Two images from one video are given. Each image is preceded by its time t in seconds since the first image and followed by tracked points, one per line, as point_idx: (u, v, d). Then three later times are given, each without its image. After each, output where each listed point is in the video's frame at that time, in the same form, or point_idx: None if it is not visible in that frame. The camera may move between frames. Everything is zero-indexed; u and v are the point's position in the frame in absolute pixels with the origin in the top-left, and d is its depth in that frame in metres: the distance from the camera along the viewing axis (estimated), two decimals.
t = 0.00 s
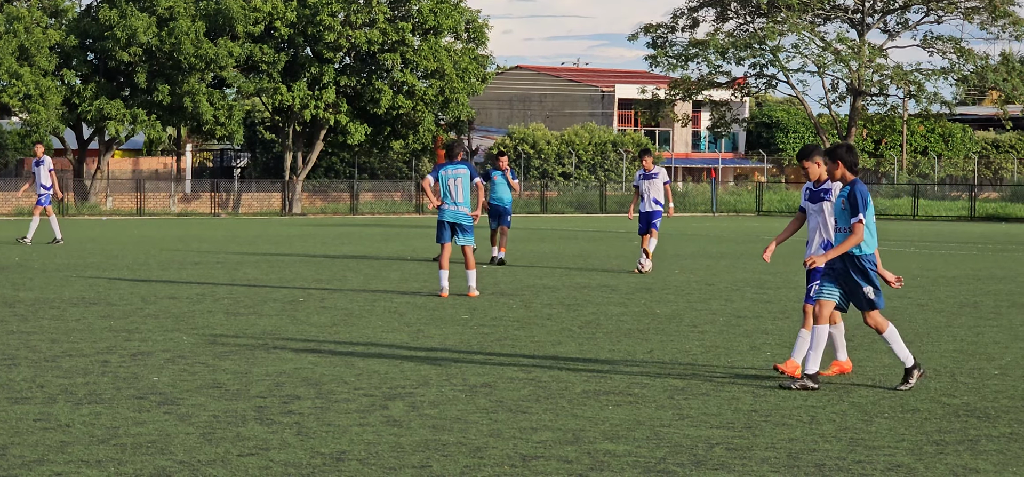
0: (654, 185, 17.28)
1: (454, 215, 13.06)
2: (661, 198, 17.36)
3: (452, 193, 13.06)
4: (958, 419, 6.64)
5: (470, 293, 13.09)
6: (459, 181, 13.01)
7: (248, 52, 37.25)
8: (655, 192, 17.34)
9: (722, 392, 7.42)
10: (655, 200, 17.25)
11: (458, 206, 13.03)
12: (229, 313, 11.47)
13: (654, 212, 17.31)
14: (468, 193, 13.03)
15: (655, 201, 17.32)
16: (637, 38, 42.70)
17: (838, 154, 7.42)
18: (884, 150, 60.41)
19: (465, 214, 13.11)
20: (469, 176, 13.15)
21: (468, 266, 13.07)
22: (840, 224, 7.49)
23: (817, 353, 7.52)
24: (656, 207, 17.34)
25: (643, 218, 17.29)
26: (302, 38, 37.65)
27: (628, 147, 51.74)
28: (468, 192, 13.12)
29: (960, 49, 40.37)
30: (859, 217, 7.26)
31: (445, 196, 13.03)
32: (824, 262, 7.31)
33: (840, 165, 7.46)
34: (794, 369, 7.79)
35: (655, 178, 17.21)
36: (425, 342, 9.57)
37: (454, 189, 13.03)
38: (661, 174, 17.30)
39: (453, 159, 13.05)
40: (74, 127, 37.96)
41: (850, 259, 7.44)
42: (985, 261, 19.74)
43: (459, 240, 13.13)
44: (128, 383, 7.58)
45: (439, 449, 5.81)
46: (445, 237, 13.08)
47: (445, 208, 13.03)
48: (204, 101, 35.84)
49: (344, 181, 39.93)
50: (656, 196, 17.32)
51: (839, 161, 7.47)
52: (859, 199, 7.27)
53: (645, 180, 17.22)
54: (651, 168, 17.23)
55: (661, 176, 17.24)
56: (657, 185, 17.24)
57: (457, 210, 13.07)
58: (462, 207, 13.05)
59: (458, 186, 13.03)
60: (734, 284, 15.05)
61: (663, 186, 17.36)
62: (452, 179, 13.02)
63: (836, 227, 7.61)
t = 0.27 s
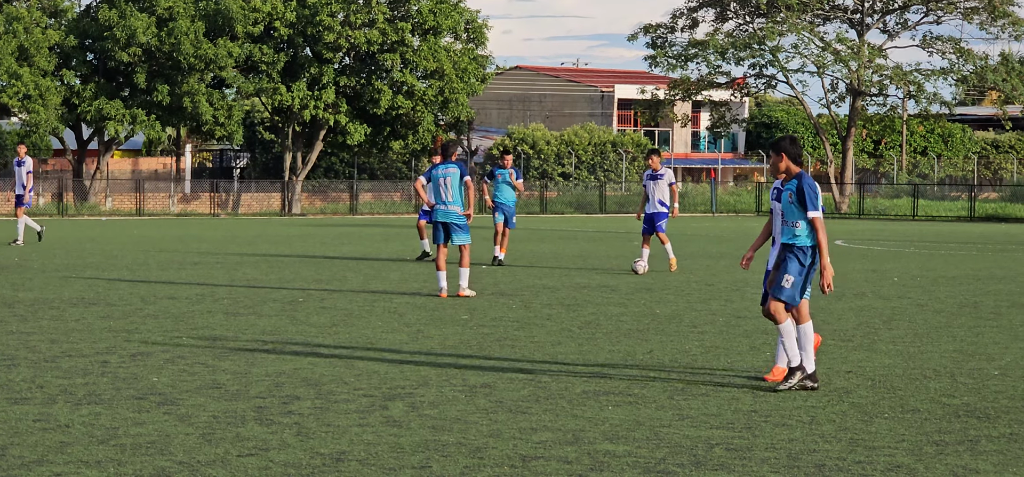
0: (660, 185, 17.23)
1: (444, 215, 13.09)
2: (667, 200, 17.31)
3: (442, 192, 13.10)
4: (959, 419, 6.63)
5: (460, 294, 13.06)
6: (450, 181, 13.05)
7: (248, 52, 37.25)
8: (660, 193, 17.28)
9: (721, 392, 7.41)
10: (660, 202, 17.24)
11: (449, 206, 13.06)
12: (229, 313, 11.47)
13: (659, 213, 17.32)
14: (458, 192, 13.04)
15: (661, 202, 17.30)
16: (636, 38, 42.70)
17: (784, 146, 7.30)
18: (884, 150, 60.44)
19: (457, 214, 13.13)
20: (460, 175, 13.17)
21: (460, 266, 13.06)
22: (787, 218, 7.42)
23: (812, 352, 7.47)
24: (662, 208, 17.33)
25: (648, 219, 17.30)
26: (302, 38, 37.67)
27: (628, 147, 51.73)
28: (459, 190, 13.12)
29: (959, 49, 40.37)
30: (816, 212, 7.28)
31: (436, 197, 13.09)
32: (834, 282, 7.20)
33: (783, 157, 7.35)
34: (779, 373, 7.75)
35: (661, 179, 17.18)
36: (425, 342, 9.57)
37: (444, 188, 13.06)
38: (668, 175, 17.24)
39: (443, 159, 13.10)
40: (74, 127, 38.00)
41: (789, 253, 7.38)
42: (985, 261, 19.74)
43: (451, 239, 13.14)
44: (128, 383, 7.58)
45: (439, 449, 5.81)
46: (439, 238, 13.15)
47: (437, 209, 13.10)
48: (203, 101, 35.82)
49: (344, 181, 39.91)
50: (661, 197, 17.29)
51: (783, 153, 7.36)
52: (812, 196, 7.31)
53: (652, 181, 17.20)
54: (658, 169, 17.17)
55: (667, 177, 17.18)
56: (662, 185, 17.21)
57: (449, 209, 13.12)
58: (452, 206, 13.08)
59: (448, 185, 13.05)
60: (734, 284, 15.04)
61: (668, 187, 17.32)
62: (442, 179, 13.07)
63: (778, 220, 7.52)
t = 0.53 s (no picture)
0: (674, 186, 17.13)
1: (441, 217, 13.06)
2: (679, 200, 17.24)
3: (438, 196, 13.12)
4: (957, 420, 6.64)
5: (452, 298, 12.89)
6: (446, 183, 13.10)
7: (247, 53, 37.26)
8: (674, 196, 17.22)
9: (720, 392, 7.42)
10: (671, 203, 17.19)
11: (446, 208, 13.03)
12: (228, 314, 11.48)
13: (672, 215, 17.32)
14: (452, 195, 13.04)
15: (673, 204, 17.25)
16: (635, 39, 42.69)
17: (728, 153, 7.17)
18: (883, 151, 60.47)
19: (454, 216, 13.09)
20: (456, 179, 13.23)
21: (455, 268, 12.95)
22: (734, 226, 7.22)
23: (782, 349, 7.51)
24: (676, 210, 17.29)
25: (661, 221, 17.34)
26: (301, 39, 37.69)
27: (627, 147, 51.72)
28: (456, 195, 13.13)
29: (958, 49, 40.38)
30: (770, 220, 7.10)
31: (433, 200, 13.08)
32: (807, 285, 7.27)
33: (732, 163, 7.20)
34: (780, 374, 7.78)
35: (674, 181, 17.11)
36: (424, 343, 9.58)
37: (441, 191, 13.08)
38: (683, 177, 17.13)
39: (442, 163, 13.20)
40: (73, 128, 38.03)
41: (738, 259, 7.21)
42: (984, 262, 19.74)
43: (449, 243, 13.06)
44: (127, 384, 7.58)
45: (438, 450, 5.82)
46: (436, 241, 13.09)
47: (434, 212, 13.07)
48: (202, 102, 35.81)
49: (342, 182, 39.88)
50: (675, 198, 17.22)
51: (729, 160, 7.21)
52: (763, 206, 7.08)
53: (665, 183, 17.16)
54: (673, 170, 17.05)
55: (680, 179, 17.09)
56: (674, 188, 17.13)
57: (446, 212, 13.06)
58: (448, 208, 13.05)
59: (445, 188, 13.08)
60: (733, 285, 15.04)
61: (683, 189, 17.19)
62: (439, 182, 13.13)
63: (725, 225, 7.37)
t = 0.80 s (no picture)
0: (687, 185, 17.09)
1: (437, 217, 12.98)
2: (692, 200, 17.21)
3: (437, 196, 13.10)
4: (956, 420, 6.64)
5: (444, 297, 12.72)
6: (446, 184, 13.12)
7: (245, 54, 37.26)
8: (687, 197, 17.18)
9: (718, 393, 7.41)
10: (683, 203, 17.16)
11: (443, 208, 12.98)
12: (226, 315, 11.48)
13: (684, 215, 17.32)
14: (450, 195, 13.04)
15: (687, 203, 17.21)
16: (634, 40, 42.69)
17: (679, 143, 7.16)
18: (881, 151, 60.52)
19: (451, 217, 13.04)
20: (456, 181, 13.25)
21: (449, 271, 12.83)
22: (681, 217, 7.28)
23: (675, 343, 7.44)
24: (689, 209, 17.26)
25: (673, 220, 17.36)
26: (299, 40, 37.73)
27: (625, 148, 51.71)
28: (455, 195, 13.12)
29: (957, 50, 40.40)
30: (706, 213, 7.03)
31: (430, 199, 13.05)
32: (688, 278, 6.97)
33: (682, 155, 7.21)
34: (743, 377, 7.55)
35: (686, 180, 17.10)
36: (422, 343, 9.58)
37: (440, 191, 13.09)
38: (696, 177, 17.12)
39: (442, 163, 13.21)
40: (72, 129, 38.04)
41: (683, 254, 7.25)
42: (983, 262, 19.73)
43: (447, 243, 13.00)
44: (125, 384, 7.58)
45: (436, 450, 5.82)
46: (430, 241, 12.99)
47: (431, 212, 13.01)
48: (201, 103, 35.78)
49: (341, 183, 40.00)
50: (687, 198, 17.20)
51: (681, 151, 7.23)
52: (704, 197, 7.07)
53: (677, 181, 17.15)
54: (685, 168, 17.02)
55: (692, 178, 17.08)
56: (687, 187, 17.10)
57: (444, 212, 13.01)
58: (445, 208, 13.00)
59: (444, 188, 13.09)
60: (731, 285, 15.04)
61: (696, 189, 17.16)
62: (439, 182, 13.14)
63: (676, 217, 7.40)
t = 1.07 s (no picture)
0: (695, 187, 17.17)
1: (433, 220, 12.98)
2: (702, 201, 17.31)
3: (431, 200, 13.06)
4: (954, 421, 6.64)
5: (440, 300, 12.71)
6: (439, 188, 13.10)
7: (244, 55, 37.27)
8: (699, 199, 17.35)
9: (716, 394, 7.43)
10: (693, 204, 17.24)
11: (439, 211, 12.99)
12: (224, 316, 11.48)
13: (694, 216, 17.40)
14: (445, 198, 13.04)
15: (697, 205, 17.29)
16: (632, 41, 42.71)
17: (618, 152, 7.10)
18: (879, 152, 60.54)
19: (445, 220, 13.06)
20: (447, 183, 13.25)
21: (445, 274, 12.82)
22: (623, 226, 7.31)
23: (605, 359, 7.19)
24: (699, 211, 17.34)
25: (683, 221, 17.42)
26: (298, 40, 37.73)
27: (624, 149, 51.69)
28: (449, 198, 13.12)
29: (955, 51, 40.43)
30: (642, 218, 7.11)
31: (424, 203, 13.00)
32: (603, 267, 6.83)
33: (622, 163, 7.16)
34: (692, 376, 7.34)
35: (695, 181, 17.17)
36: (420, 344, 9.59)
37: (434, 195, 13.04)
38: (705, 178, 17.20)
39: (432, 166, 13.13)
40: (70, 130, 38.00)
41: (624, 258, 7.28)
42: (981, 263, 19.75)
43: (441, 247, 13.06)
44: (123, 385, 7.58)
45: (435, 451, 5.82)
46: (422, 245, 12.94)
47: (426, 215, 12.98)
48: (199, 104, 35.74)
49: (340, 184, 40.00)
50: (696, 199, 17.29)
51: (621, 158, 7.17)
52: (644, 201, 7.13)
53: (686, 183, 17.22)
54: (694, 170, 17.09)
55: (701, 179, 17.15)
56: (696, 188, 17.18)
57: (440, 216, 13.03)
58: (440, 212, 13.00)
59: (438, 192, 13.05)
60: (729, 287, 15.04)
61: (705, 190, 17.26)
62: (431, 186, 13.09)
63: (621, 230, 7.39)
